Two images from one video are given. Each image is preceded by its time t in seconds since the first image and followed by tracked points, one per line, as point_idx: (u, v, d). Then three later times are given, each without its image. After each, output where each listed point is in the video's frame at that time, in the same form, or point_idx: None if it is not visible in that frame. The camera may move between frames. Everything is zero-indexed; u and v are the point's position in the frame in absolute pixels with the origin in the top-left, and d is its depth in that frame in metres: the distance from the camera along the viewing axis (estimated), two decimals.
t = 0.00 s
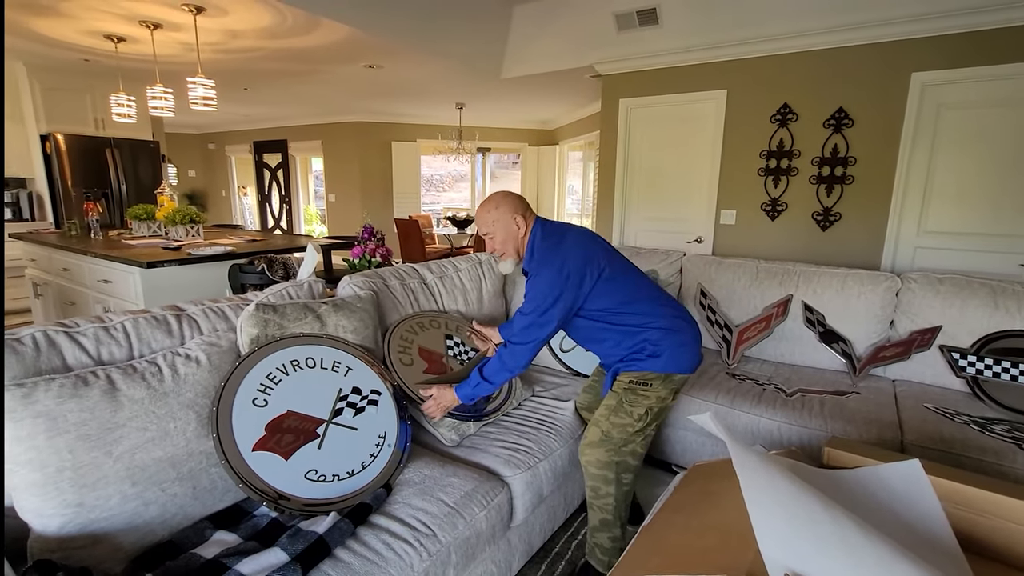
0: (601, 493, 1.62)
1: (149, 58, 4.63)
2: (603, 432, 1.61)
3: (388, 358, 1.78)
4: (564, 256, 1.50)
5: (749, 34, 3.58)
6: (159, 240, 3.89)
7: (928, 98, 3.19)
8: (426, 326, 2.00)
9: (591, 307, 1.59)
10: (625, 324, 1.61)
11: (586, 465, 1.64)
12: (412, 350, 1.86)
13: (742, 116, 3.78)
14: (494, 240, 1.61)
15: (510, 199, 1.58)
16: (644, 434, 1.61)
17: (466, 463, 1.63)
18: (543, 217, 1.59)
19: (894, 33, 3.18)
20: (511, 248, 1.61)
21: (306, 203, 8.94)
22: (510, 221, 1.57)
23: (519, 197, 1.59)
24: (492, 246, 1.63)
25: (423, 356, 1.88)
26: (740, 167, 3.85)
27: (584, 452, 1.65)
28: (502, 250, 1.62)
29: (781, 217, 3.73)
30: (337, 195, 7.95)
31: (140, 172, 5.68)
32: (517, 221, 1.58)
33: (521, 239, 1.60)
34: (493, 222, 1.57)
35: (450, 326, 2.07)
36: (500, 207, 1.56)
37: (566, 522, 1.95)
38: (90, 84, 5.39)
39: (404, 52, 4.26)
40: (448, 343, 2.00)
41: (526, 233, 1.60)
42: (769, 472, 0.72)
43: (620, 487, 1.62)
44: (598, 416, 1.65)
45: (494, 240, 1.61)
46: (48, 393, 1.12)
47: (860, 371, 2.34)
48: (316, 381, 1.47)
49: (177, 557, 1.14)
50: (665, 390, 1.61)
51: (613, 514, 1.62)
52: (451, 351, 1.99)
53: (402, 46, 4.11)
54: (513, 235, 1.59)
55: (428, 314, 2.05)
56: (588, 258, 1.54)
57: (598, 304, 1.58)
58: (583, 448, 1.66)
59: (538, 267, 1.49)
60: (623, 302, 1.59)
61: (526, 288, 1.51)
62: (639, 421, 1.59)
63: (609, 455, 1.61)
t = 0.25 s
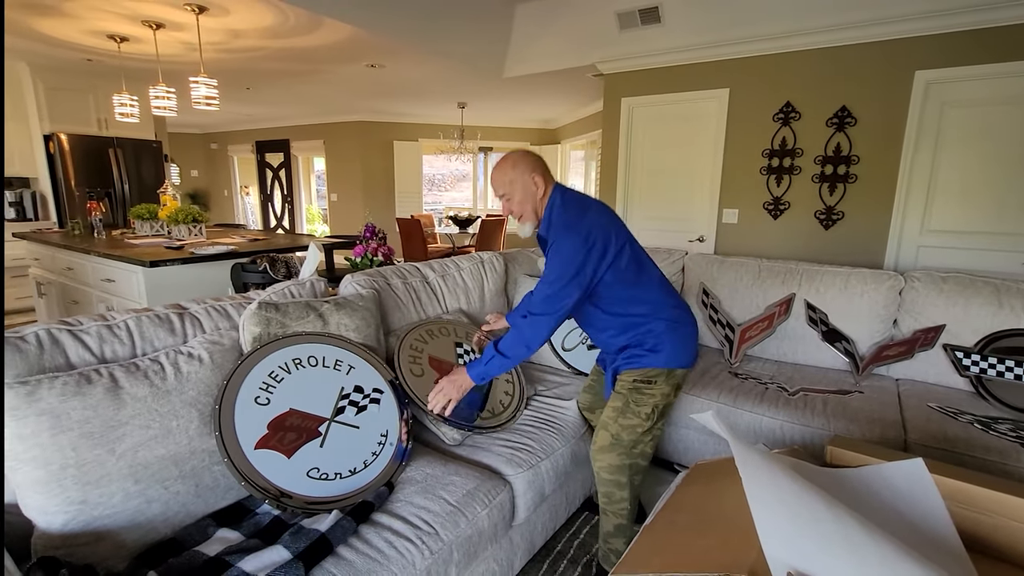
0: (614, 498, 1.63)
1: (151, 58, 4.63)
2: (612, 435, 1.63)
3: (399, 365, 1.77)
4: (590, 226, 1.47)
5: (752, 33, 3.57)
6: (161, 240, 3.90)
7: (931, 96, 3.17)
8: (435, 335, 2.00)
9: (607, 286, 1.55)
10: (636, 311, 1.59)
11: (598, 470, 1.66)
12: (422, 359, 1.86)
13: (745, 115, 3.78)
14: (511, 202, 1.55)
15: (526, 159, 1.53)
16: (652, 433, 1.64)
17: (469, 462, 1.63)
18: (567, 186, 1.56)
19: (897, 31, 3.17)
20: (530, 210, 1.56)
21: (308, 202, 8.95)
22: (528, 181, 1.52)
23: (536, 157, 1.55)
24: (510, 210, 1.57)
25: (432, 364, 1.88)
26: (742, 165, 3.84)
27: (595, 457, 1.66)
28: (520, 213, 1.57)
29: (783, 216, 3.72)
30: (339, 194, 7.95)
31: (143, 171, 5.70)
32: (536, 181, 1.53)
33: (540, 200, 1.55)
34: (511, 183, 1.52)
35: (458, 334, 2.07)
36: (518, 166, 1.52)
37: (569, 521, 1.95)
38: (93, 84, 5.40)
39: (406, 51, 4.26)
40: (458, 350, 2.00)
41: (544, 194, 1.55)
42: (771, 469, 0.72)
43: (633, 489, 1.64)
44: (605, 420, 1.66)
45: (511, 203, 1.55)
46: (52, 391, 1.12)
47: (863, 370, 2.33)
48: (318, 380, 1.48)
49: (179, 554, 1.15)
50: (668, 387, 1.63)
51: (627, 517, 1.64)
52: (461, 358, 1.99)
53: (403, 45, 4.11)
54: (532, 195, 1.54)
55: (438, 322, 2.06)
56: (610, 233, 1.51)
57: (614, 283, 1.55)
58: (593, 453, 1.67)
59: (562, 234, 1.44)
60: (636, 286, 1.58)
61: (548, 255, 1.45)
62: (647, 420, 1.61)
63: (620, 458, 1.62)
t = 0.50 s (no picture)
0: (602, 514, 1.56)
1: (152, 59, 4.64)
2: (594, 449, 1.54)
3: (403, 370, 1.78)
4: (616, 195, 1.37)
5: (751, 33, 3.57)
6: (162, 241, 3.90)
7: (931, 96, 3.17)
8: (439, 339, 1.99)
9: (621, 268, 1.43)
10: (638, 304, 1.46)
11: (585, 484, 1.58)
12: (425, 364, 1.86)
13: (744, 114, 3.78)
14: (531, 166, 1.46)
15: (545, 118, 1.42)
16: (636, 445, 1.54)
17: (469, 463, 1.63)
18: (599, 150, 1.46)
19: (898, 31, 3.17)
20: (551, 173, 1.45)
21: (309, 203, 8.96)
22: (545, 142, 1.41)
23: (557, 116, 1.44)
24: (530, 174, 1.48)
25: (436, 369, 1.88)
26: (742, 166, 3.84)
27: (582, 471, 1.58)
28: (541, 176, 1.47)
29: (783, 216, 3.72)
30: (339, 195, 7.96)
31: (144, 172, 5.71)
32: (554, 142, 1.41)
33: (560, 163, 1.44)
34: (528, 145, 1.43)
35: (462, 338, 2.07)
36: (536, 125, 1.41)
37: (569, 521, 1.96)
38: (94, 85, 5.41)
39: (406, 52, 4.27)
40: (461, 354, 2.00)
41: (564, 156, 1.43)
42: (769, 469, 0.72)
43: (621, 505, 1.55)
44: (587, 431, 1.57)
45: (531, 166, 1.45)
46: (52, 392, 1.12)
47: (864, 371, 2.33)
48: (318, 381, 1.48)
49: (180, 556, 1.15)
50: (648, 394, 1.52)
51: (616, 533, 1.56)
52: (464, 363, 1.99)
53: (403, 46, 4.11)
54: (550, 158, 1.43)
55: (440, 326, 2.06)
56: (635, 208, 1.42)
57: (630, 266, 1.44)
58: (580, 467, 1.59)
59: (587, 195, 1.34)
60: (645, 276, 1.46)
61: (570, 219, 1.34)
62: (627, 432, 1.52)
63: (605, 473, 1.53)
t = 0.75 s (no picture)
0: (599, 528, 1.52)
1: (154, 60, 4.64)
2: (588, 465, 1.50)
3: (404, 371, 1.78)
4: (638, 184, 1.29)
5: (753, 32, 3.56)
6: (164, 241, 3.91)
7: (934, 95, 3.16)
8: (440, 339, 1.99)
9: (633, 264, 1.36)
10: (639, 309, 1.37)
11: (583, 499, 1.54)
12: (427, 364, 1.86)
13: (746, 114, 3.77)
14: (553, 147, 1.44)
15: (565, 98, 1.36)
16: (631, 460, 1.48)
17: (470, 463, 1.63)
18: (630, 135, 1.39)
19: (900, 30, 3.16)
20: (571, 156, 1.42)
21: (311, 203, 8.98)
22: (559, 125, 1.37)
23: (577, 94, 1.36)
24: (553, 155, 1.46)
25: (438, 369, 1.88)
26: (744, 165, 3.83)
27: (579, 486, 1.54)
28: (562, 158, 1.45)
29: (786, 216, 3.71)
30: (341, 195, 7.97)
31: (146, 173, 5.72)
32: (570, 123, 1.36)
33: (577, 146, 1.38)
34: (547, 126, 1.40)
35: (463, 338, 2.07)
36: (553, 105, 1.37)
37: (570, 522, 1.95)
38: (96, 86, 5.42)
39: (407, 52, 4.27)
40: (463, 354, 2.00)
41: (582, 139, 1.37)
42: (771, 469, 0.72)
43: (620, 520, 1.51)
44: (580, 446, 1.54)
45: (553, 147, 1.43)
46: (54, 393, 1.12)
47: (867, 371, 2.32)
48: (319, 380, 1.49)
49: (181, 556, 1.15)
50: (640, 408, 1.46)
51: (615, 548, 1.52)
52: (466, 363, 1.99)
53: (405, 45, 4.10)
54: (567, 141, 1.38)
55: (441, 326, 2.06)
56: (656, 202, 1.34)
57: (642, 262, 1.37)
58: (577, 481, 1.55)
59: (607, 180, 1.27)
60: (651, 278, 1.38)
61: (586, 203, 1.27)
62: (618, 449, 1.47)
63: (601, 488, 1.49)
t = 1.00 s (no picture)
0: (600, 535, 1.50)
1: (158, 60, 4.66)
2: (588, 471, 1.49)
3: (407, 371, 1.78)
4: (651, 180, 1.24)
5: (756, 31, 3.56)
6: (168, 241, 3.92)
7: (939, 94, 3.14)
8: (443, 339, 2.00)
9: (638, 265, 1.31)
10: (640, 313, 1.33)
11: (586, 506, 1.52)
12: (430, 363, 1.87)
13: (750, 113, 3.76)
14: (570, 134, 1.42)
15: (584, 83, 1.34)
16: (631, 468, 1.46)
17: (473, 463, 1.63)
18: (649, 129, 1.34)
19: (905, 28, 3.15)
20: (588, 143, 1.39)
21: (314, 203, 9.00)
22: (577, 111, 1.35)
23: (597, 79, 1.33)
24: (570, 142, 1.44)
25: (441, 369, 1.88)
26: (748, 165, 3.82)
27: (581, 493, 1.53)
28: (580, 145, 1.42)
29: (789, 215, 3.71)
30: (344, 195, 7.98)
31: (150, 173, 5.75)
32: (587, 109, 1.34)
33: (594, 133, 1.36)
34: (564, 111, 1.38)
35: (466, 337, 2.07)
36: (572, 89, 1.35)
37: (573, 521, 1.95)
38: (101, 87, 5.44)
39: (410, 52, 4.27)
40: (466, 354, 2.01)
41: (599, 125, 1.34)
42: (775, 469, 0.71)
43: (622, 529, 1.49)
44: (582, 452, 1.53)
45: (570, 134, 1.41)
46: (59, 392, 1.13)
47: (871, 371, 2.31)
48: (323, 380, 1.49)
49: (186, 554, 1.15)
50: (640, 417, 1.43)
51: (616, 556, 1.50)
52: (469, 363, 1.99)
53: (408, 45, 4.11)
54: (584, 127, 1.36)
55: (443, 325, 2.06)
56: (669, 200, 1.29)
57: (647, 265, 1.31)
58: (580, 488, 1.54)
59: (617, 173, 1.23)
60: (657, 282, 1.33)
61: (593, 196, 1.22)
62: (618, 458, 1.45)
63: (602, 496, 1.47)
